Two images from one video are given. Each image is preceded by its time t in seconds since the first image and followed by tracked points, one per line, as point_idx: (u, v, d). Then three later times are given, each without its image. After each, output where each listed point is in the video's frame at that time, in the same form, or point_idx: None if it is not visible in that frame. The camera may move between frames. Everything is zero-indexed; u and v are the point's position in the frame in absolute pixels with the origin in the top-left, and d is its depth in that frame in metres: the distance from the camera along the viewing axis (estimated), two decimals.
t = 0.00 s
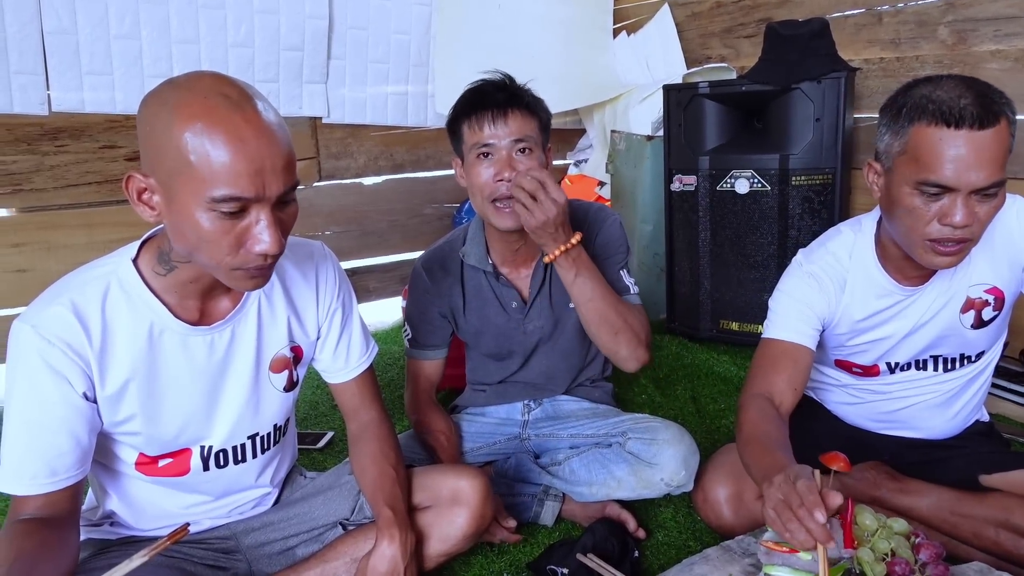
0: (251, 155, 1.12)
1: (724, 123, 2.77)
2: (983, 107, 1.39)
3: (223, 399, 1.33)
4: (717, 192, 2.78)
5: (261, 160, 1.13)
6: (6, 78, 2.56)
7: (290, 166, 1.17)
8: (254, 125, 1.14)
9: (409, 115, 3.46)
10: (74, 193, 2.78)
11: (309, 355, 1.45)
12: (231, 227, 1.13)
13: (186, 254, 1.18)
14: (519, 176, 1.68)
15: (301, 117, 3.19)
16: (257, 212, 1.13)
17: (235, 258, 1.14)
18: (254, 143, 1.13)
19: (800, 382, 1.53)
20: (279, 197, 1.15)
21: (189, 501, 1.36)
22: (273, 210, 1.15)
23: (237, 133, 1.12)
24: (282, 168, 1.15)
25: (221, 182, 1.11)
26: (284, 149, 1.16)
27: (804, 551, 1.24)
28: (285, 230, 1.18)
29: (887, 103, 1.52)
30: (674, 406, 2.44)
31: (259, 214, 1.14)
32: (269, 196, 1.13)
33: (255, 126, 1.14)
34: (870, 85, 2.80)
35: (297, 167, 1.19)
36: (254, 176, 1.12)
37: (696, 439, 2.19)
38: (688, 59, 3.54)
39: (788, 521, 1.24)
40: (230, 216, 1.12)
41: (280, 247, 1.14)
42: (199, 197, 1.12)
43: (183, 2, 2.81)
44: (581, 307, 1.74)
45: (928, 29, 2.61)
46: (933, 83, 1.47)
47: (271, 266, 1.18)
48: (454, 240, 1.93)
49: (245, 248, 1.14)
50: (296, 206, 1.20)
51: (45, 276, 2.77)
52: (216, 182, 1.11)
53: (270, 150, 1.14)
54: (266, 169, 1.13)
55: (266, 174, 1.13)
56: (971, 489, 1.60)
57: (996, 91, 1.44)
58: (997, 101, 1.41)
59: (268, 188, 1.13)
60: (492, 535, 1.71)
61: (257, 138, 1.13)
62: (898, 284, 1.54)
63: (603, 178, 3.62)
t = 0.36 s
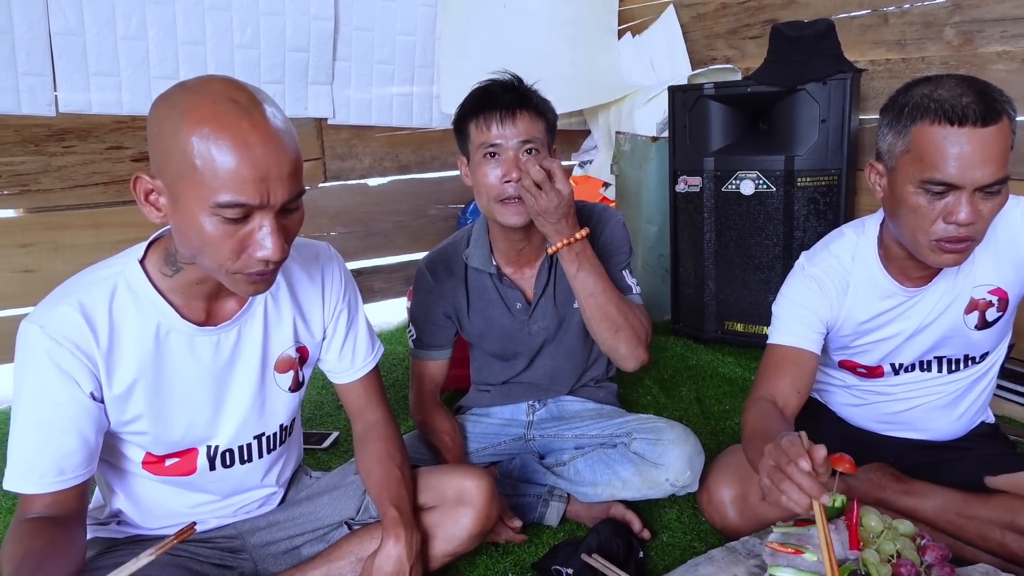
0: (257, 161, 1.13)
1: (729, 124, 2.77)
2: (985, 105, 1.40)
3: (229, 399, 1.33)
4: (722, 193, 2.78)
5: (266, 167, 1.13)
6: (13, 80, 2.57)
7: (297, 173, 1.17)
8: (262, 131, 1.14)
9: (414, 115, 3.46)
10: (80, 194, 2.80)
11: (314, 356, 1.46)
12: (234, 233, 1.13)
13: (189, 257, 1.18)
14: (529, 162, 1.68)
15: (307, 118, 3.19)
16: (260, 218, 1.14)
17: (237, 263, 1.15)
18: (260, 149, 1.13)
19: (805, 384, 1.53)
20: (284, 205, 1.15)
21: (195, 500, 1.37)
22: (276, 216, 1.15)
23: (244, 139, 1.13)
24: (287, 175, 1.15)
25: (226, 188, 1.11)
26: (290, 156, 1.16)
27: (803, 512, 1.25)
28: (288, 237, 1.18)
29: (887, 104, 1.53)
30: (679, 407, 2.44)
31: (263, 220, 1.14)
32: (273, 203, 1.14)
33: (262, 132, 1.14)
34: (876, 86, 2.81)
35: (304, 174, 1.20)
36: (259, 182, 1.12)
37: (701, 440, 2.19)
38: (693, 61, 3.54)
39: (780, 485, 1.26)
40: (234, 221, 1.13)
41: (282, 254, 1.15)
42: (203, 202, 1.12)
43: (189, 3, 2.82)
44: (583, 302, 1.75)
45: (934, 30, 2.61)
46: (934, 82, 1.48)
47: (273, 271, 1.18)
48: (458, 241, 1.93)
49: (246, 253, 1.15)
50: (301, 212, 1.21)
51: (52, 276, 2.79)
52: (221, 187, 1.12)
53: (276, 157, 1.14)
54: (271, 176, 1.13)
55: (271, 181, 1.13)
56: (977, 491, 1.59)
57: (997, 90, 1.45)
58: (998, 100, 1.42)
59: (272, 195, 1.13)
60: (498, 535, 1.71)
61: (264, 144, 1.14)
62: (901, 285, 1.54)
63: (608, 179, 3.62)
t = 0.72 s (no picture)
0: (257, 167, 1.11)
1: (727, 124, 2.76)
2: (977, 111, 1.37)
3: (224, 401, 1.32)
4: (720, 192, 2.77)
5: (265, 174, 1.12)
6: (6, 79, 2.56)
7: (296, 182, 1.16)
8: (263, 137, 1.13)
9: (410, 115, 3.45)
10: (74, 193, 2.78)
11: (311, 357, 1.45)
12: (229, 238, 1.12)
13: (183, 257, 1.17)
14: (552, 215, 1.59)
15: (303, 118, 3.18)
16: (256, 225, 1.13)
17: (229, 267, 1.14)
18: (260, 155, 1.12)
19: (805, 385, 1.52)
20: (280, 213, 1.14)
21: (189, 502, 1.36)
22: (272, 224, 1.14)
23: (245, 145, 1.11)
24: (286, 183, 1.14)
25: (223, 192, 1.10)
26: (291, 163, 1.15)
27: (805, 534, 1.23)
28: (283, 244, 1.17)
29: (891, 99, 1.51)
30: (676, 407, 2.43)
31: (258, 226, 1.13)
32: (270, 210, 1.13)
33: (264, 138, 1.13)
34: (874, 85, 2.80)
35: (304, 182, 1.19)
36: (257, 189, 1.11)
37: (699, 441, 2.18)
38: (690, 60, 3.53)
39: (785, 507, 1.23)
40: (229, 226, 1.12)
41: (275, 261, 1.14)
42: (199, 205, 1.11)
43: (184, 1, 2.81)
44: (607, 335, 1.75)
45: (931, 29, 2.61)
46: (938, 81, 1.45)
47: (265, 278, 1.17)
48: (456, 240, 1.91)
49: (240, 259, 1.14)
50: (299, 219, 1.20)
51: (46, 276, 2.77)
52: (218, 191, 1.10)
53: (277, 165, 1.13)
54: (270, 185, 1.12)
55: (269, 189, 1.12)
56: (975, 491, 1.59)
57: (999, 92, 1.42)
58: (995, 105, 1.39)
59: (269, 203, 1.12)
60: (493, 537, 1.70)
61: (265, 150, 1.12)
62: (901, 284, 1.53)
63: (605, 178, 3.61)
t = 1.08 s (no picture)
0: (243, 170, 1.08)
1: (711, 123, 2.77)
2: (965, 112, 1.37)
3: (207, 406, 1.29)
4: (705, 192, 2.77)
5: (252, 178, 1.09)
6: None
7: (283, 186, 1.13)
8: (251, 141, 1.10)
9: (393, 115, 3.43)
10: (50, 195, 2.72)
11: (295, 360, 1.42)
12: (212, 242, 1.09)
13: (164, 260, 1.14)
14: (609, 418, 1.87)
15: (284, 118, 3.14)
16: (240, 229, 1.10)
17: (212, 272, 1.11)
18: (247, 158, 1.09)
19: (794, 382, 1.52)
20: (266, 217, 1.11)
21: (171, 510, 1.32)
22: (257, 228, 1.11)
23: (231, 148, 1.09)
24: (273, 189, 1.11)
25: (207, 196, 1.07)
26: (279, 168, 1.13)
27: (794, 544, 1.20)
28: (267, 249, 1.14)
29: (880, 97, 1.51)
30: (663, 407, 2.42)
31: (242, 230, 1.10)
32: (255, 215, 1.10)
33: (251, 141, 1.10)
34: (856, 85, 2.80)
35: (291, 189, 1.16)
36: (243, 193, 1.08)
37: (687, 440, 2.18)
38: (673, 59, 3.54)
39: (771, 518, 1.21)
40: (212, 229, 1.09)
41: (259, 266, 1.11)
42: (182, 207, 1.08)
43: None
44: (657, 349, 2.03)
45: (913, 29, 2.62)
46: (927, 81, 1.45)
47: (249, 283, 1.14)
48: (444, 245, 1.87)
49: (223, 265, 1.11)
50: (285, 224, 1.17)
51: (21, 280, 2.71)
52: (202, 194, 1.07)
53: (264, 170, 1.10)
54: (256, 191, 1.09)
55: (255, 194, 1.09)
56: (964, 488, 1.59)
57: (986, 93, 1.42)
58: (983, 107, 1.39)
59: (255, 208, 1.09)
60: (487, 539, 1.67)
61: (252, 154, 1.10)
62: (888, 282, 1.53)
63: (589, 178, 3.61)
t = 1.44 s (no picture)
0: (252, 179, 1.09)
1: (709, 123, 2.78)
2: (963, 112, 1.38)
3: (208, 404, 1.30)
4: (703, 191, 2.79)
5: (260, 186, 1.10)
6: None
7: (290, 194, 1.14)
8: (259, 149, 1.11)
9: (392, 115, 3.44)
10: (50, 195, 2.73)
11: (294, 359, 1.42)
12: (220, 248, 1.11)
13: (170, 263, 1.15)
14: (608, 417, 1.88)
15: (283, 118, 3.15)
16: (247, 236, 1.11)
17: (218, 277, 1.12)
18: (255, 166, 1.10)
19: (792, 381, 1.53)
20: (272, 225, 1.12)
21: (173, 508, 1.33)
22: (264, 235, 1.12)
23: (241, 157, 1.09)
24: (280, 196, 1.12)
25: (216, 202, 1.08)
26: (288, 176, 1.14)
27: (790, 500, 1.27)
28: (273, 255, 1.16)
29: (878, 97, 1.52)
30: (662, 406, 2.43)
31: (249, 237, 1.11)
32: (263, 222, 1.11)
33: (260, 150, 1.11)
34: (853, 85, 2.82)
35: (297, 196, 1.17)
36: (251, 201, 1.09)
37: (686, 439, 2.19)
38: (671, 59, 3.55)
39: (766, 474, 1.28)
40: (220, 236, 1.10)
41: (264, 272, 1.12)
42: (189, 213, 1.09)
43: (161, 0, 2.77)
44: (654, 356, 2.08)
45: (909, 29, 2.64)
46: (926, 81, 1.46)
47: (254, 287, 1.16)
48: (447, 244, 1.87)
49: (229, 270, 1.12)
50: (289, 230, 1.18)
51: (21, 280, 2.71)
52: (210, 201, 1.08)
53: (273, 179, 1.11)
54: (264, 199, 1.10)
55: (263, 202, 1.10)
56: (960, 485, 1.60)
57: (984, 94, 1.43)
58: (981, 106, 1.40)
59: (262, 215, 1.10)
60: (486, 540, 1.68)
61: (261, 162, 1.10)
62: (885, 281, 1.54)
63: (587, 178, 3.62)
